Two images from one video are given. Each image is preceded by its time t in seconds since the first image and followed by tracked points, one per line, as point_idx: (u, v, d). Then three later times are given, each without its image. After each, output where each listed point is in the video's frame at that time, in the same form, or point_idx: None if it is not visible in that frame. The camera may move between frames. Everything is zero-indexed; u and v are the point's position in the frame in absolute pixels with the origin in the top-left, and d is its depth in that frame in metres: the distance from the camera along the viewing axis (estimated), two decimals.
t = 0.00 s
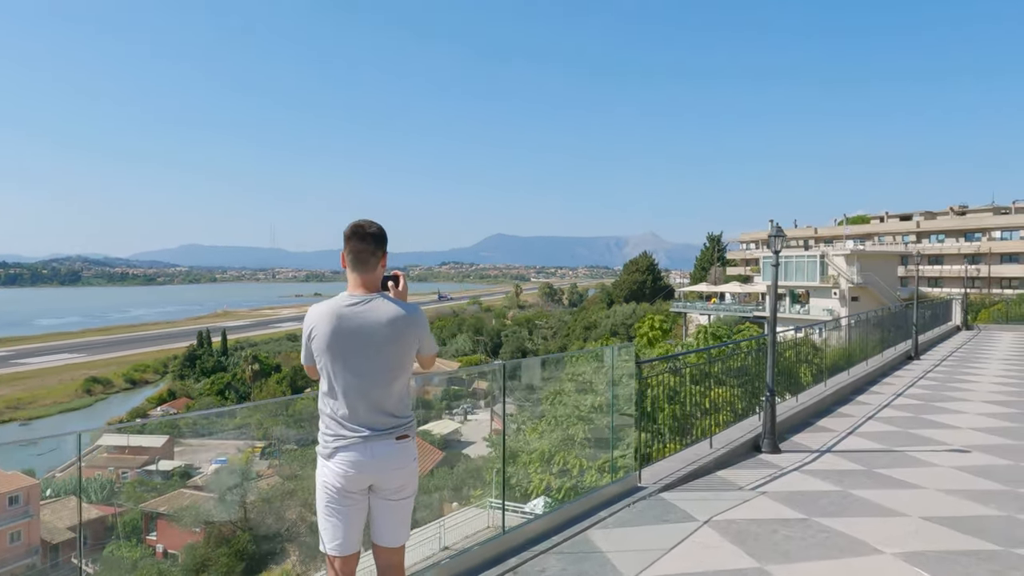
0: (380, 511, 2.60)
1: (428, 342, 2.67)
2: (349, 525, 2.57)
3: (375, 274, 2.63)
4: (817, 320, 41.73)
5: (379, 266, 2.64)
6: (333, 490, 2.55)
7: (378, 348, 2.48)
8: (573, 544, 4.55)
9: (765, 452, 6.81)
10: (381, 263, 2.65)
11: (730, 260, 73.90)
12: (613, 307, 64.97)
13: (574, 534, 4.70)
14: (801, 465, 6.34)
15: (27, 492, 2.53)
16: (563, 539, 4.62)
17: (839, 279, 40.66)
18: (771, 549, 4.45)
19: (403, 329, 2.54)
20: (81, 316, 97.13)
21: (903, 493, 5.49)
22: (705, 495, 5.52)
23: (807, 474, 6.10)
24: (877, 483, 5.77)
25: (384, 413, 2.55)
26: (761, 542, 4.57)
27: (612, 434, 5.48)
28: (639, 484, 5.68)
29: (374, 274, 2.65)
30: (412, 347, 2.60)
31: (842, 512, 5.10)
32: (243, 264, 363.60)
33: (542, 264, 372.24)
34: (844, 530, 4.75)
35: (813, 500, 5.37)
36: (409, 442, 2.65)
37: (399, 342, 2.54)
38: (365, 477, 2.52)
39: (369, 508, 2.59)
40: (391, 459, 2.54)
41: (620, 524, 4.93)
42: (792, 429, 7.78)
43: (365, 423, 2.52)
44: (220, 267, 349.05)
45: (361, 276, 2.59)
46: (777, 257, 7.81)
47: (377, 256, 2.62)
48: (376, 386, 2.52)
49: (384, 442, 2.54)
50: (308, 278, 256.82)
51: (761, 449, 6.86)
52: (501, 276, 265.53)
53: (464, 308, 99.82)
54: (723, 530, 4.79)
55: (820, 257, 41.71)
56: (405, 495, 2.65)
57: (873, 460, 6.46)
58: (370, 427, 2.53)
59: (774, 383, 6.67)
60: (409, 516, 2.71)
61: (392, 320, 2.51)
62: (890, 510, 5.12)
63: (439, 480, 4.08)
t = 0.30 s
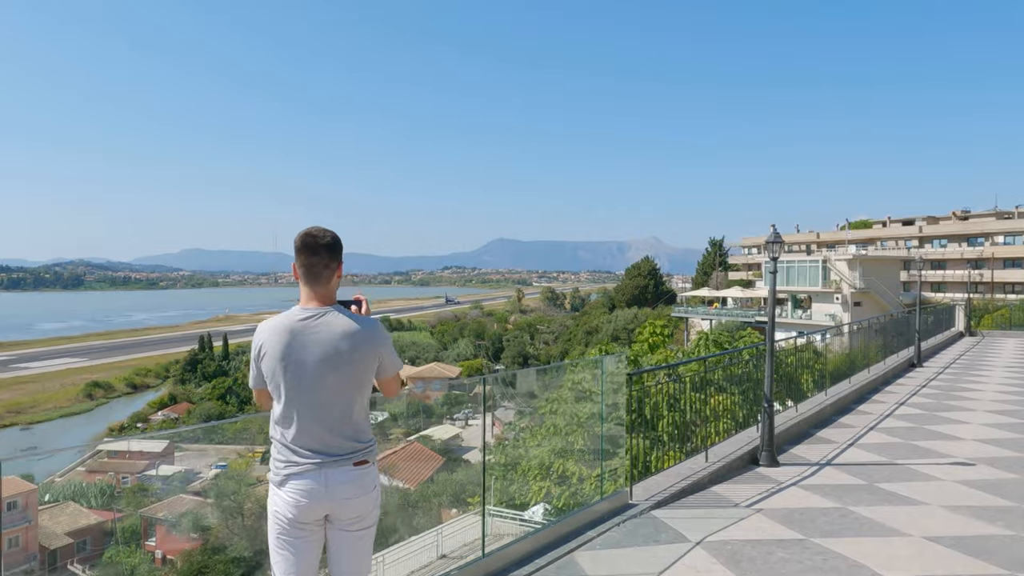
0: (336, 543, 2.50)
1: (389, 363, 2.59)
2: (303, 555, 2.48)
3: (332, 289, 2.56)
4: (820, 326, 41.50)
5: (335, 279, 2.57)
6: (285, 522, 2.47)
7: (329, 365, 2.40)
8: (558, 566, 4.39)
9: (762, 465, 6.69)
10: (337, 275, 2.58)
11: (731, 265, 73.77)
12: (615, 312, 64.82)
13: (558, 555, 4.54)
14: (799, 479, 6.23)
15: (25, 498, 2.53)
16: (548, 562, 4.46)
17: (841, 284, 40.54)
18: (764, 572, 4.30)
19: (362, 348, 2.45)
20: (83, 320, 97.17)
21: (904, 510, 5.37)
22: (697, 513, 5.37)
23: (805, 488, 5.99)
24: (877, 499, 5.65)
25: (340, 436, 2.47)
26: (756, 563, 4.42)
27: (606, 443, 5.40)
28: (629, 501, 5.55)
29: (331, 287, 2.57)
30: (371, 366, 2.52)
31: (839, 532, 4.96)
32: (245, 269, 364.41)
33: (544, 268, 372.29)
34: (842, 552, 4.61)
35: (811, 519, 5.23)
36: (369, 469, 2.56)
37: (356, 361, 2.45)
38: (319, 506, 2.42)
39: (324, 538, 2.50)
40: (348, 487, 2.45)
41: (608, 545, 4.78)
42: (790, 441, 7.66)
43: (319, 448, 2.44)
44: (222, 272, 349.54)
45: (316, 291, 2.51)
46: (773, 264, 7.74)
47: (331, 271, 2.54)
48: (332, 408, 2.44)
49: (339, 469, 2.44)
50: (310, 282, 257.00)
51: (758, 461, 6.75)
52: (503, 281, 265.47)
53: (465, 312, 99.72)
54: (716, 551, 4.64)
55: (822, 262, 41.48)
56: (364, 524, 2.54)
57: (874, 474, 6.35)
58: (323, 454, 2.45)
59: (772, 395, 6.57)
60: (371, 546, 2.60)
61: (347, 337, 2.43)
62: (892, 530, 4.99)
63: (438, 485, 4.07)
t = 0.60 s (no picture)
0: (283, 571, 2.31)
1: (342, 369, 2.43)
2: None
3: (275, 292, 2.42)
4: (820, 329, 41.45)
5: (278, 281, 2.43)
6: (227, 546, 2.28)
7: (271, 375, 2.26)
8: None
9: (757, 474, 6.58)
10: (280, 278, 2.44)
11: (732, 268, 73.79)
12: (615, 315, 64.82)
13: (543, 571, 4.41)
14: (794, 489, 6.12)
15: (23, 502, 2.50)
16: None
17: (842, 288, 40.54)
18: None
19: (307, 355, 2.30)
20: (85, 323, 97.24)
21: (902, 522, 5.26)
22: (686, 527, 5.23)
23: (799, 498, 5.88)
24: (874, 511, 5.53)
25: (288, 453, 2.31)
26: None
27: (600, 449, 5.37)
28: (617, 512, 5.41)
29: (275, 291, 2.43)
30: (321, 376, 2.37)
31: (833, 546, 4.83)
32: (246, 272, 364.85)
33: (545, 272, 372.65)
34: (838, 568, 4.47)
35: (804, 532, 5.10)
36: (321, 489, 2.39)
37: (302, 370, 2.30)
38: (265, 530, 2.25)
39: (271, 566, 2.32)
40: (296, 509, 2.28)
41: (592, 561, 4.64)
42: (786, 448, 7.56)
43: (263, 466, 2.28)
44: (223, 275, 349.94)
45: (256, 294, 2.37)
46: (769, 269, 7.72)
47: (273, 273, 2.40)
48: (279, 420, 2.28)
49: (286, 490, 2.28)
50: (311, 286, 257.44)
51: (752, 470, 6.63)
52: (504, 284, 265.65)
53: (466, 316, 99.74)
54: (703, 566, 4.51)
55: (822, 266, 41.40)
56: (315, 549, 2.35)
57: (872, 483, 6.27)
58: (269, 473, 2.28)
59: (767, 403, 6.47)
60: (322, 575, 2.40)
61: (291, 344, 2.29)
62: (890, 544, 4.85)
63: (438, 488, 4.06)
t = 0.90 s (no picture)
0: None
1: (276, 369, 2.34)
2: None
3: (199, 294, 2.35)
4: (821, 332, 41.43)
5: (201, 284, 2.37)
6: None
7: (202, 381, 2.16)
8: None
9: (747, 482, 6.42)
10: (201, 281, 2.36)
11: (733, 271, 73.78)
12: (615, 318, 64.83)
13: None
14: (786, 499, 5.96)
15: (21, 504, 2.51)
16: None
17: (843, 291, 40.47)
18: None
19: (237, 357, 2.21)
20: (86, 325, 97.45)
21: (897, 534, 5.12)
22: (668, 540, 5.04)
23: (790, 509, 5.72)
24: (868, 523, 5.36)
25: (222, 460, 2.22)
26: None
27: (588, 456, 5.32)
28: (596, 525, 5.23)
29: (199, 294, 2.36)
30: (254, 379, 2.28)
31: (824, 561, 4.65)
32: (248, 274, 365.39)
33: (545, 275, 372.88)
34: None
35: (792, 546, 4.92)
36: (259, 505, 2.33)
37: (233, 373, 2.20)
38: (194, 556, 2.16)
39: None
40: (231, 531, 2.20)
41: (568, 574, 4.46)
42: (779, 455, 7.50)
43: (197, 479, 2.18)
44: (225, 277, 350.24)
45: (175, 298, 2.28)
46: (761, 273, 7.68)
47: (194, 275, 2.32)
48: (210, 427, 2.19)
49: (219, 510, 2.19)
50: (312, 288, 257.39)
51: (743, 479, 6.47)
52: (504, 286, 265.74)
53: (467, 318, 99.73)
54: None
55: (823, 269, 41.38)
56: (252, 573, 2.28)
57: (867, 492, 6.18)
58: (200, 489, 2.19)
59: (758, 410, 6.36)
60: None
61: (219, 344, 2.19)
62: (881, 557, 4.69)
63: (435, 493, 4.03)
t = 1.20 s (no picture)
0: None
1: (254, 390, 2.28)
2: None
3: (185, 300, 2.35)
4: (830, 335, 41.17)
5: (188, 289, 2.37)
6: None
7: (170, 396, 2.12)
8: None
9: (749, 491, 6.33)
10: (188, 287, 2.35)
11: (742, 273, 73.53)
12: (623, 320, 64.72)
13: None
14: (787, 509, 5.86)
15: (29, 505, 2.54)
16: None
17: (853, 293, 40.14)
18: None
19: (209, 375, 2.16)
20: (97, 326, 98.33)
21: (901, 547, 5.02)
22: (662, 554, 4.87)
23: (791, 521, 5.61)
24: (871, 535, 5.26)
25: (182, 479, 2.17)
26: None
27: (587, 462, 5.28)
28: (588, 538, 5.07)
29: (185, 298, 2.35)
30: (227, 398, 2.22)
31: None
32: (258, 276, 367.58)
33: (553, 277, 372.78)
34: None
35: (792, 559, 4.79)
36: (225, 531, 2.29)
37: (204, 389, 2.15)
38: None
39: None
40: (187, 558, 2.16)
41: None
42: (782, 463, 7.42)
43: (155, 496, 2.15)
44: (235, 279, 352.46)
45: (159, 304, 2.28)
46: (761, 276, 7.61)
47: (178, 282, 2.31)
48: (175, 445, 2.15)
49: (174, 534, 2.15)
50: (322, 290, 258.39)
51: (744, 488, 6.38)
52: (513, 288, 265.78)
53: (475, 320, 99.78)
54: None
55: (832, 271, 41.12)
56: None
57: (870, 503, 6.10)
58: (158, 509, 2.15)
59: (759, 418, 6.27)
60: None
61: (192, 359, 2.15)
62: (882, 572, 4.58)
63: (437, 498, 4.00)
